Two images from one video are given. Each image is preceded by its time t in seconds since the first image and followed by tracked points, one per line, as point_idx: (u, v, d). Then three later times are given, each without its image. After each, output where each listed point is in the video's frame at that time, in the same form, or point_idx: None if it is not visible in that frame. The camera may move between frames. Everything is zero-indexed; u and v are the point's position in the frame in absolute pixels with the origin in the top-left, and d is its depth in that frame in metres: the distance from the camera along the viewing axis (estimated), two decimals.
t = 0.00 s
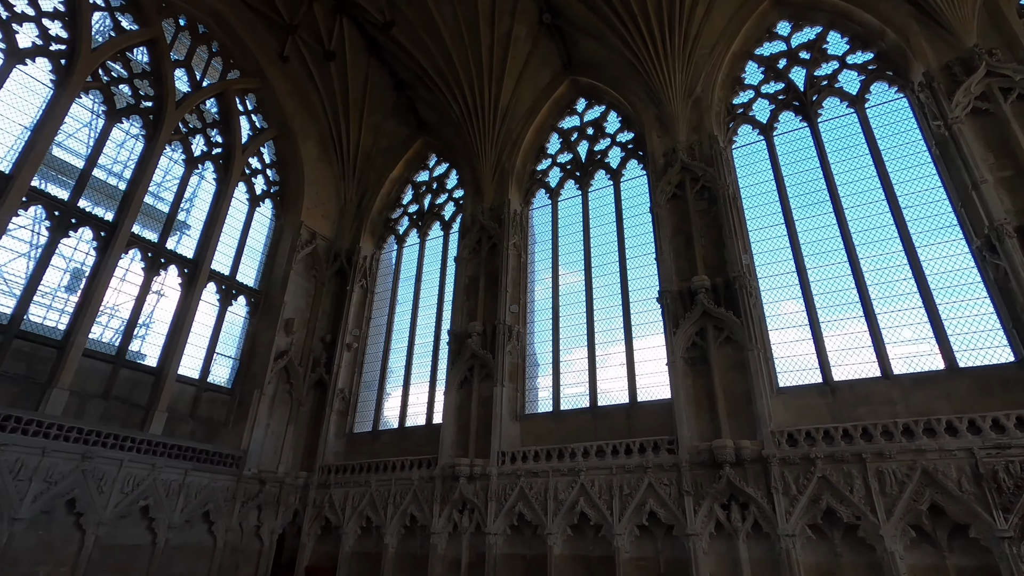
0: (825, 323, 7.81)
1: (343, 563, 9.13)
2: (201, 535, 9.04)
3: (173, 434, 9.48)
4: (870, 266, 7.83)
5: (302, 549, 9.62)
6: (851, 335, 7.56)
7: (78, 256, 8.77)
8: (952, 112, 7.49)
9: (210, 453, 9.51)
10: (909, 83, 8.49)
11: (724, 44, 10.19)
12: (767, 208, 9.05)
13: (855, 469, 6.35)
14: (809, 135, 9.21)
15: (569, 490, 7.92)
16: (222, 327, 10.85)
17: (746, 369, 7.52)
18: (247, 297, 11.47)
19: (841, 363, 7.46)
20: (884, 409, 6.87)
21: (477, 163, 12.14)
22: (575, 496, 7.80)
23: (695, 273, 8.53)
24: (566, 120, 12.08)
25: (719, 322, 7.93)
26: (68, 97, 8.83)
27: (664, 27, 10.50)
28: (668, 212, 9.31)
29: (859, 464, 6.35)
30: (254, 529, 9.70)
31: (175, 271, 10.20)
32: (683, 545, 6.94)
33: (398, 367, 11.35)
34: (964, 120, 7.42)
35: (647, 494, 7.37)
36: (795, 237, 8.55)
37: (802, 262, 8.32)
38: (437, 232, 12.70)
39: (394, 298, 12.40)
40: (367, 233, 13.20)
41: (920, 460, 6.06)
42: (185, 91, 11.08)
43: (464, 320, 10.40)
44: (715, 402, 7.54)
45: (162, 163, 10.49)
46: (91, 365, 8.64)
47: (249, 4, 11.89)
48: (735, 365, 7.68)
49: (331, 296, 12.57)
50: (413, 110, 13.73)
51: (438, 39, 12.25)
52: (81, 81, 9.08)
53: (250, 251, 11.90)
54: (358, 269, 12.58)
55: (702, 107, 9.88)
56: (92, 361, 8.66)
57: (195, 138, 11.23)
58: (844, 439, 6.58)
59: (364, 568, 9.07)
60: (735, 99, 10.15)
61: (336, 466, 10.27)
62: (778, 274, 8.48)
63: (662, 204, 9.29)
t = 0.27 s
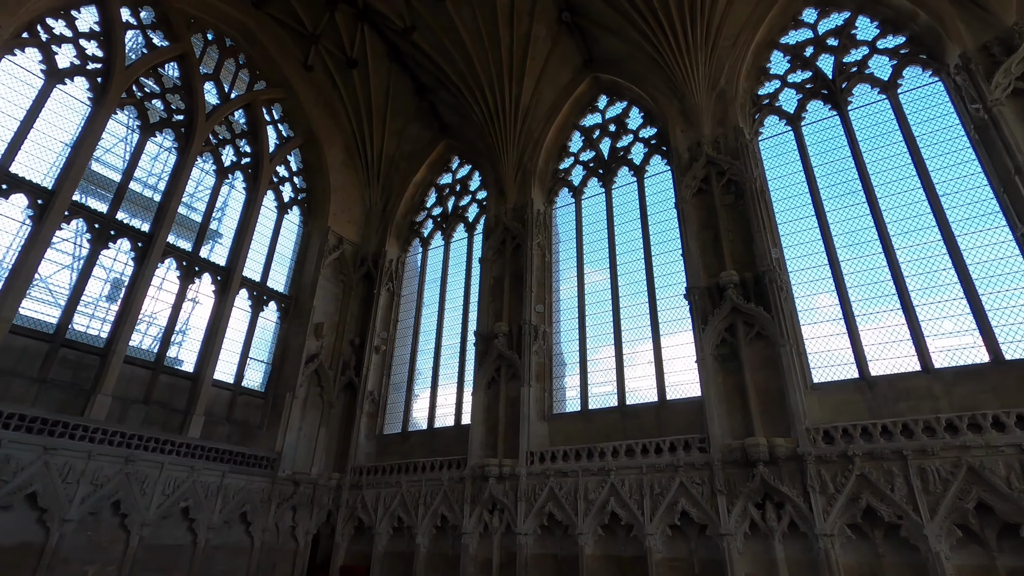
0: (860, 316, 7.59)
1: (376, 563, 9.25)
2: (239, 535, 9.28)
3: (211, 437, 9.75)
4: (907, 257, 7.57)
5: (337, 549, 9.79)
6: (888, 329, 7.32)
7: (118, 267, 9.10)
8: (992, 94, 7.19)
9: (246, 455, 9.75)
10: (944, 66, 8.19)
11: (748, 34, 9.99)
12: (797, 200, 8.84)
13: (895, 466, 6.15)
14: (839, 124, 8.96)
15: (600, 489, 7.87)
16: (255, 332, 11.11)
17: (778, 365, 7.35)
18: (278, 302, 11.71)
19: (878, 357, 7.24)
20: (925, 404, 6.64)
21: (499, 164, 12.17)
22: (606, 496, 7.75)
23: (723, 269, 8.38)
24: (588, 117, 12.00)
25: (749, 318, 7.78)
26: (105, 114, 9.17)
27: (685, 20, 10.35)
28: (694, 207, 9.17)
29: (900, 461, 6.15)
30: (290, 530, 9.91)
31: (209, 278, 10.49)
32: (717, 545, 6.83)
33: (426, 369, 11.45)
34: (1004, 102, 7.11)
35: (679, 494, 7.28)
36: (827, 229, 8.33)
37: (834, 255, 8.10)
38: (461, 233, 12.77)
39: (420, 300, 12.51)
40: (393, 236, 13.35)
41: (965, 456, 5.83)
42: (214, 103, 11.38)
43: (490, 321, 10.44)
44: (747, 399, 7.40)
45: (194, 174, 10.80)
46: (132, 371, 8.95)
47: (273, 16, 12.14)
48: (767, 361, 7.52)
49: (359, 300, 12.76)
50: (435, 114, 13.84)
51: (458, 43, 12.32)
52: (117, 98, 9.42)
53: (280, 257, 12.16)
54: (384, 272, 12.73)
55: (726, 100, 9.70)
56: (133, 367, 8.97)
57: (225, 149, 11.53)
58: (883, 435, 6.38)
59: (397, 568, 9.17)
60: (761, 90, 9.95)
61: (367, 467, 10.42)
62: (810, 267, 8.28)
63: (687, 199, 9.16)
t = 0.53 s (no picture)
0: (892, 310, 7.38)
1: (405, 563, 9.33)
2: (270, 536, 9.46)
3: (241, 440, 9.96)
4: (941, 249, 7.33)
5: (365, 550, 9.91)
6: (922, 323, 7.10)
7: (150, 274, 9.37)
8: None
9: (275, 457, 9.94)
10: (976, 50, 7.92)
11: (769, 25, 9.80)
12: (823, 193, 8.65)
13: (932, 464, 5.97)
14: (866, 114, 8.74)
15: (626, 489, 7.81)
16: (282, 336, 11.32)
17: (807, 362, 7.20)
18: (303, 307, 11.91)
19: (912, 352, 7.02)
20: (963, 400, 6.42)
21: (519, 164, 12.18)
22: (632, 496, 7.69)
23: (748, 264, 8.24)
24: (607, 115, 11.91)
25: (776, 314, 7.63)
26: (135, 127, 9.45)
27: (704, 13, 10.21)
28: (717, 202, 9.04)
29: (938, 459, 5.96)
30: (319, 530, 10.06)
31: (237, 284, 10.73)
32: (747, 545, 6.71)
33: (449, 370, 11.51)
34: None
35: (707, 493, 7.18)
36: (855, 222, 8.12)
37: (863, 248, 7.90)
38: (482, 234, 12.81)
39: (443, 302, 12.58)
40: (414, 239, 13.46)
41: (1007, 454, 5.62)
42: (239, 113, 11.64)
43: (513, 322, 10.45)
44: (775, 397, 7.26)
45: (221, 182, 11.06)
46: (165, 376, 9.19)
47: (294, 25, 12.36)
48: (796, 358, 7.37)
49: (383, 303, 12.89)
50: (454, 116, 13.92)
51: (475, 45, 12.37)
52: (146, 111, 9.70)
53: (305, 262, 12.36)
54: (407, 275, 12.84)
55: (748, 93, 9.54)
56: (166, 372, 9.22)
57: (250, 158, 11.78)
58: (919, 433, 6.19)
59: (425, 568, 9.24)
60: (784, 81, 9.76)
61: (394, 468, 10.52)
62: (838, 261, 8.09)
63: (710, 195, 9.03)
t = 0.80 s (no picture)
0: (925, 304, 7.16)
1: (432, 563, 9.40)
2: (300, 536, 9.62)
3: (270, 442, 10.14)
4: (976, 239, 7.09)
5: (393, 549, 10.01)
6: (957, 316, 6.87)
7: (180, 281, 9.61)
8: None
9: (303, 458, 10.11)
10: (1010, 33, 7.64)
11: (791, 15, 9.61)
12: (851, 185, 8.44)
13: (972, 462, 5.77)
14: (894, 102, 8.51)
15: (652, 489, 7.74)
16: (308, 340, 11.50)
17: (837, 358, 7.03)
18: (328, 310, 12.09)
19: (948, 347, 6.81)
20: (1003, 395, 6.20)
21: (538, 164, 12.17)
22: (658, 496, 7.61)
23: (774, 260, 8.09)
24: (626, 112, 11.82)
25: (803, 310, 7.47)
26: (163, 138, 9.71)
27: (723, 5, 10.06)
28: (740, 197, 8.89)
29: (977, 457, 5.76)
30: (347, 530, 10.20)
31: (263, 289, 10.94)
32: (778, 546, 6.58)
33: (472, 370, 11.55)
34: None
35: (735, 493, 7.06)
36: (885, 214, 7.91)
37: (894, 240, 7.68)
38: (503, 235, 12.82)
39: (465, 303, 12.64)
40: (435, 241, 13.55)
41: None
42: (263, 121, 11.86)
43: (535, 322, 10.44)
44: (804, 395, 7.11)
45: (246, 190, 11.29)
46: (196, 380, 9.42)
47: (314, 33, 12.55)
48: (825, 354, 7.21)
49: (405, 305, 13.01)
50: (472, 118, 13.97)
51: (492, 46, 12.40)
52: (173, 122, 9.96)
53: (329, 266, 12.54)
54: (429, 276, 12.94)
55: (771, 85, 9.36)
56: (197, 376, 9.45)
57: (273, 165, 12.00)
58: (957, 430, 5.99)
59: (451, 568, 9.29)
60: (807, 72, 9.55)
61: (419, 469, 10.60)
62: (867, 254, 7.88)
63: (733, 190, 8.89)
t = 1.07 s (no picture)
0: (974, 294, 6.85)
1: (468, 562, 9.46)
2: (339, 536, 9.81)
3: (309, 444, 10.38)
4: None
5: (430, 549, 10.12)
6: (1010, 306, 6.54)
7: (219, 289, 9.92)
8: None
9: (341, 459, 10.31)
10: None
11: None
12: (891, 172, 8.14)
13: None
14: (935, 85, 8.16)
15: (689, 489, 7.61)
16: (342, 343, 11.72)
17: (880, 352, 6.78)
18: (361, 314, 12.30)
19: (1000, 339, 6.49)
20: None
21: (565, 162, 12.12)
22: (696, 495, 7.48)
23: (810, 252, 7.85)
24: (653, 107, 11.67)
25: (843, 303, 7.23)
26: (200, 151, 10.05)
27: None
28: (773, 189, 8.67)
29: None
30: (385, 530, 10.35)
31: (298, 295, 11.21)
32: (822, 546, 6.39)
33: (504, 371, 11.58)
34: None
35: (776, 492, 6.89)
36: (928, 201, 7.60)
37: (939, 228, 7.37)
38: (531, 235, 12.82)
39: (495, 304, 12.67)
40: (464, 243, 13.64)
41: None
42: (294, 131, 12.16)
43: (565, 321, 10.40)
44: (846, 390, 6.89)
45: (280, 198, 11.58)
46: (237, 384, 9.71)
47: (341, 43, 12.79)
48: (867, 348, 6.96)
49: (436, 307, 13.13)
50: (498, 119, 14.01)
51: (516, 47, 12.42)
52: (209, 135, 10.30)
53: (361, 271, 12.76)
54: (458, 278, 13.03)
55: (802, 72, 9.11)
56: (238, 381, 9.74)
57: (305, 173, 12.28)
58: (1013, 425, 5.70)
59: (488, 568, 9.33)
60: (841, 57, 9.25)
61: (454, 469, 10.69)
62: (910, 243, 7.58)
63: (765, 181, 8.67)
